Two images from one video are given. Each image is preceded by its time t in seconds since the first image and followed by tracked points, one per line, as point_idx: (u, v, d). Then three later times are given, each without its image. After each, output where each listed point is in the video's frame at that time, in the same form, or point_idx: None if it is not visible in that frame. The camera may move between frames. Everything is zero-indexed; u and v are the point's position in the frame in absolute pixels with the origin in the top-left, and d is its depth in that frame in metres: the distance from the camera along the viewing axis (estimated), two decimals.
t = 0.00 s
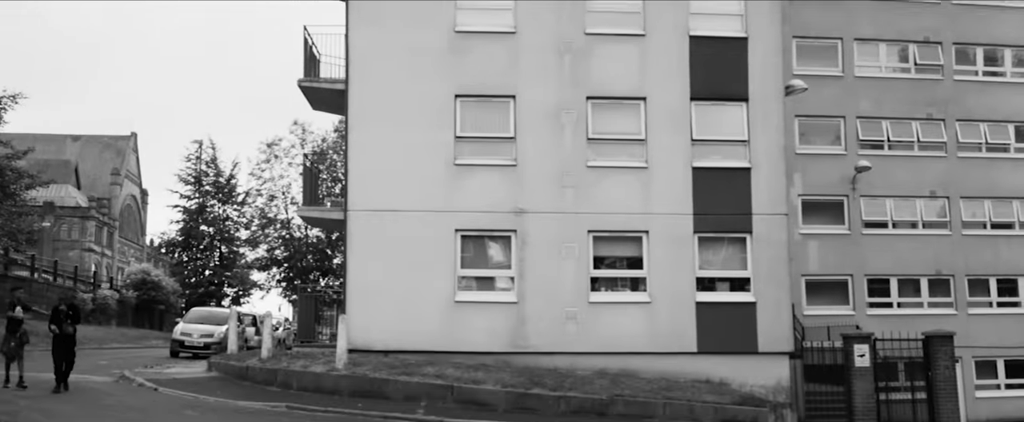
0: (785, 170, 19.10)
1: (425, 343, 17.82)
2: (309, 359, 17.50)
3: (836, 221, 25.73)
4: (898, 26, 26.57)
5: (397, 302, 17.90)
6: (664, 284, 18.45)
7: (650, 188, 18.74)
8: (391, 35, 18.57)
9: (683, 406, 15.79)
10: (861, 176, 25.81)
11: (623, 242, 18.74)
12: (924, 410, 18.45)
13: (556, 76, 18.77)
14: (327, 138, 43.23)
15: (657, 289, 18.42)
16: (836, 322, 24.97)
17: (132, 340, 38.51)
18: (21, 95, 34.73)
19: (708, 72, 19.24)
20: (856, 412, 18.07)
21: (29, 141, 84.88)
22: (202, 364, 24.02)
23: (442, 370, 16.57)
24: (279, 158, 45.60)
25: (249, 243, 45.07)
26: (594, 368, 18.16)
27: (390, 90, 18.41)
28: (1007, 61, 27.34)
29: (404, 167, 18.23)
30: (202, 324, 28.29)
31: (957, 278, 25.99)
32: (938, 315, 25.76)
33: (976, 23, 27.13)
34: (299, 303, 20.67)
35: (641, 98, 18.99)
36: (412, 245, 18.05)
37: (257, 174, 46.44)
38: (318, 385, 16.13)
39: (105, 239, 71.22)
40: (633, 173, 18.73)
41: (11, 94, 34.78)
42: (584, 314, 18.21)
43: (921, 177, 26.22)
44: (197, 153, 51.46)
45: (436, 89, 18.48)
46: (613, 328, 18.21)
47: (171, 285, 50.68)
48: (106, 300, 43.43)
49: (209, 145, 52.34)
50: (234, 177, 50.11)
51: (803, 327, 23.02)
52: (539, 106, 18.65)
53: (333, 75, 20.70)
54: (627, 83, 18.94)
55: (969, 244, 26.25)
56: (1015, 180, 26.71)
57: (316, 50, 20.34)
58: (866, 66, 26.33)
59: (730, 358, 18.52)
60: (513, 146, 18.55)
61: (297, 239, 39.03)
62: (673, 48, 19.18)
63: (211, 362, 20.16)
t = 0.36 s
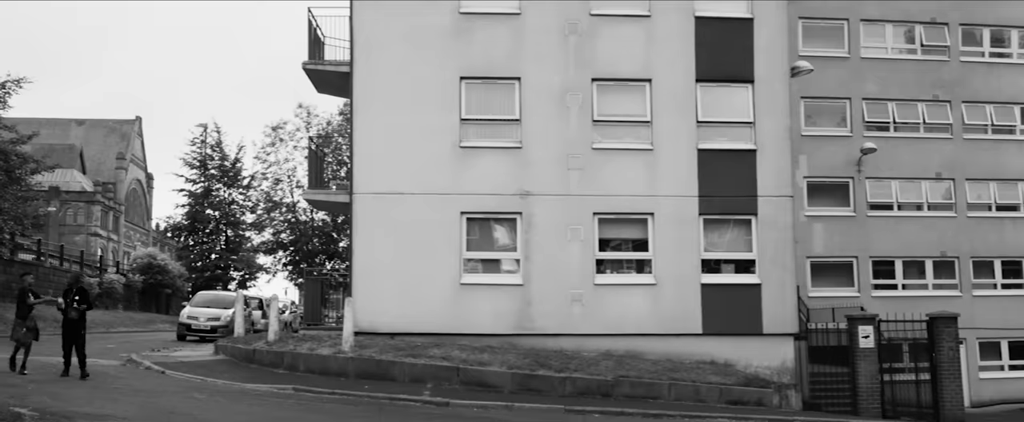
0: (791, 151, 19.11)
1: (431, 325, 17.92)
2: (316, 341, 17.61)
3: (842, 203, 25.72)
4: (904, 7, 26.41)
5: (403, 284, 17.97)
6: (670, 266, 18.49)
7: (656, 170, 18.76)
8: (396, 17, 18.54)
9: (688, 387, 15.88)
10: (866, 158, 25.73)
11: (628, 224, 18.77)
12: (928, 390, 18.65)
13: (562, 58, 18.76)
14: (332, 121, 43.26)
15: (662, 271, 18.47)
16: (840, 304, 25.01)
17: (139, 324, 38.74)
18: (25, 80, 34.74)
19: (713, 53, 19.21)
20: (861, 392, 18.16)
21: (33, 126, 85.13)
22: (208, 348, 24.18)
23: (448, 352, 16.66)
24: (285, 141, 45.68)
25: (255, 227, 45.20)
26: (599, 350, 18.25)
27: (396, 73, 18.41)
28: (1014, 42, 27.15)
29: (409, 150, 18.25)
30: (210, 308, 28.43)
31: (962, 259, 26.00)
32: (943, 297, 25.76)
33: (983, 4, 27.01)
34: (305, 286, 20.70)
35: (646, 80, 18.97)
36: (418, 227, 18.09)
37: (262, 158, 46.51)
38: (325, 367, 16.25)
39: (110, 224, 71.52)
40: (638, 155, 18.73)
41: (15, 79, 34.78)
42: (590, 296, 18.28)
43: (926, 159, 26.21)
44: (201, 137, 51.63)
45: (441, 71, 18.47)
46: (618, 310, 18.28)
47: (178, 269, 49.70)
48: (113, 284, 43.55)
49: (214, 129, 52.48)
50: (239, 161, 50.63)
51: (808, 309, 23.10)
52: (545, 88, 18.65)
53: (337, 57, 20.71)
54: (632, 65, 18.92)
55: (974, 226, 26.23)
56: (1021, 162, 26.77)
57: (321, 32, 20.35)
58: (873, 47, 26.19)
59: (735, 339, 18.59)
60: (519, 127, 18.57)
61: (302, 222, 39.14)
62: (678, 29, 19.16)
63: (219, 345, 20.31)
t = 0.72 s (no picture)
0: (802, 141, 19.11)
1: (442, 316, 18.01)
2: (327, 332, 17.72)
3: (852, 194, 25.67)
4: None
5: (414, 275, 18.06)
6: (680, 257, 18.53)
7: (666, 161, 18.77)
8: (406, 8, 18.58)
9: (698, 377, 15.94)
10: (877, 149, 25.69)
11: (639, 215, 18.80)
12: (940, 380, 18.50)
13: (572, 48, 18.78)
14: (342, 112, 43.36)
15: (673, 261, 18.51)
16: (851, 294, 24.99)
17: (151, 316, 38.93)
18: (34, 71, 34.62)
19: (724, 44, 19.19)
20: (871, 382, 18.15)
21: (44, 118, 85.55)
22: (220, 339, 24.34)
23: (459, 342, 16.76)
24: (295, 132, 45.81)
25: (266, 218, 45.32)
26: (610, 340, 18.31)
27: (407, 64, 18.46)
28: None
29: (419, 141, 18.31)
30: (221, 299, 28.58)
31: (973, 249, 25.97)
32: (954, 287, 25.78)
33: None
34: (317, 277, 20.77)
35: (657, 70, 18.98)
36: (429, 219, 18.16)
37: (273, 149, 46.66)
38: (336, 358, 16.38)
39: (121, 216, 71.85)
40: (649, 146, 18.75)
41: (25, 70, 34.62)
42: (600, 286, 18.34)
43: (937, 149, 26.13)
44: (211, 128, 51.80)
45: (451, 62, 18.52)
46: (629, 301, 18.34)
47: (190, 260, 49.07)
48: (125, 275, 43.61)
49: (225, 120, 52.69)
50: (250, 153, 51.06)
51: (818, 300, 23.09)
52: (555, 78, 18.67)
53: (348, 47, 20.76)
54: (643, 55, 18.92)
55: (985, 216, 26.17)
56: None
57: (331, 23, 20.39)
58: (884, 37, 26.12)
59: (745, 330, 18.63)
60: (529, 118, 18.60)
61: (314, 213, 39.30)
62: (689, 19, 19.15)
63: (230, 336, 20.44)
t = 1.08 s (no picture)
0: (813, 135, 19.10)
1: (452, 308, 18.10)
2: (338, 324, 17.84)
3: (864, 187, 25.62)
4: None
5: (425, 268, 18.14)
6: (690, 250, 18.57)
7: (676, 154, 18.79)
8: (418, 1, 18.64)
9: (708, 371, 15.98)
10: (888, 142, 25.62)
11: (649, 208, 18.84)
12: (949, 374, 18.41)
13: (584, 41, 18.80)
14: (353, 104, 43.50)
15: (683, 254, 18.55)
16: (861, 287, 24.95)
17: (162, 308, 39.23)
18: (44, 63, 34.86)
19: (735, 37, 19.19)
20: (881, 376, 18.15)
21: (55, 110, 86.04)
22: (230, 331, 24.52)
23: (470, 335, 16.85)
24: (306, 124, 45.97)
25: (277, 211, 45.49)
26: (620, 333, 18.38)
27: (417, 57, 18.52)
28: None
29: (430, 134, 18.38)
30: (231, 291, 28.76)
31: (983, 244, 25.83)
32: (964, 281, 25.66)
33: None
34: (327, 269, 20.81)
35: (668, 63, 18.99)
36: (439, 211, 18.23)
37: (284, 141, 46.84)
38: (347, 350, 16.50)
39: (132, 208, 72.25)
40: (659, 139, 18.78)
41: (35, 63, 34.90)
42: (610, 279, 18.39)
43: (949, 143, 26.03)
44: (222, 120, 51.92)
45: (463, 55, 18.57)
46: (639, 294, 18.39)
47: (201, 253, 50.16)
48: (135, 267, 43.99)
49: (236, 112, 52.90)
50: (260, 145, 51.09)
51: (828, 293, 23.08)
52: (566, 71, 18.70)
53: (358, 40, 20.83)
54: (654, 49, 18.93)
55: (996, 211, 26.11)
56: None
57: (342, 15, 20.46)
58: (896, 30, 26.04)
59: (755, 323, 18.66)
60: (540, 111, 18.64)
61: (324, 206, 39.47)
62: (700, 13, 19.16)
63: (241, 328, 20.59)
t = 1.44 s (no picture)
0: (819, 132, 19.11)
1: (459, 305, 18.15)
2: (345, 321, 17.92)
3: (870, 184, 25.58)
4: None
5: (432, 265, 18.19)
6: (697, 247, 18.60)
7: (683, 151, 18.81)
8: None
9: (715, 367, 16.01)
10: (895, 139, 25.61)
11: (656, 205, 18.86)
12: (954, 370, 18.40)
13: (590, 38, 18.83)
14: (360, 101, 43.59)
15: (689, 251, 18.58)
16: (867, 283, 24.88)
17: (169, 305, 39.42)
18: (52, 61, 34.86)
19: (742, 34, 19.20)
20: (887, 373, 18.22)
21: (61, 108, 86.34)
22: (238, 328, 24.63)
23: (477, 332, 16.91)
24: (313, 122, 46.10)
25: (284, 208, 45.62)
26: (627, 330, 18.42)
27: (424, 54, 18.57)
28: None
29: (437, 131, 18.42)
30: (239, 288, 28.87)
31: (989, 241, 25.84)
32: (971, 278, 25.63)
33: None
34: (335, 267, 21.10)
35: (675, 60, 19.01)
36: (447, 208, 18.28)
37: (291, 139, 46.97)
38: (355, 347, 16.57)
39: (139, 206, 72.52)
40: (666, 136, 18.80)
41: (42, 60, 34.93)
42: (617, 276, 18.43)
43: (955, 140, 26.02)
44: (228, 118, 52.02)
45: (470, 52, 18.61)
46: (645, 290, 18.43)
47: (207, 250, 50.63)
48: (142, 265, 44.15)
49: (242, 110, 53.05)
50: (267, 142, 51.15)
51: (834, 290, 23.05)
52: (573, 68, 18.73)
53: (365, 37, 20.89)
54: (661, 46, 18.95)
55: (1002, 207, 26.08)
56: None
57: (349, 12, 20.51)
58: (903, 27, 25.98)
59: (762, 320, 18.68)
60: (547, 108, 18.67)
61: (332, 204, 39.61)
62: (706, 10, 19.17)
63: (248, 325, 20.68)
